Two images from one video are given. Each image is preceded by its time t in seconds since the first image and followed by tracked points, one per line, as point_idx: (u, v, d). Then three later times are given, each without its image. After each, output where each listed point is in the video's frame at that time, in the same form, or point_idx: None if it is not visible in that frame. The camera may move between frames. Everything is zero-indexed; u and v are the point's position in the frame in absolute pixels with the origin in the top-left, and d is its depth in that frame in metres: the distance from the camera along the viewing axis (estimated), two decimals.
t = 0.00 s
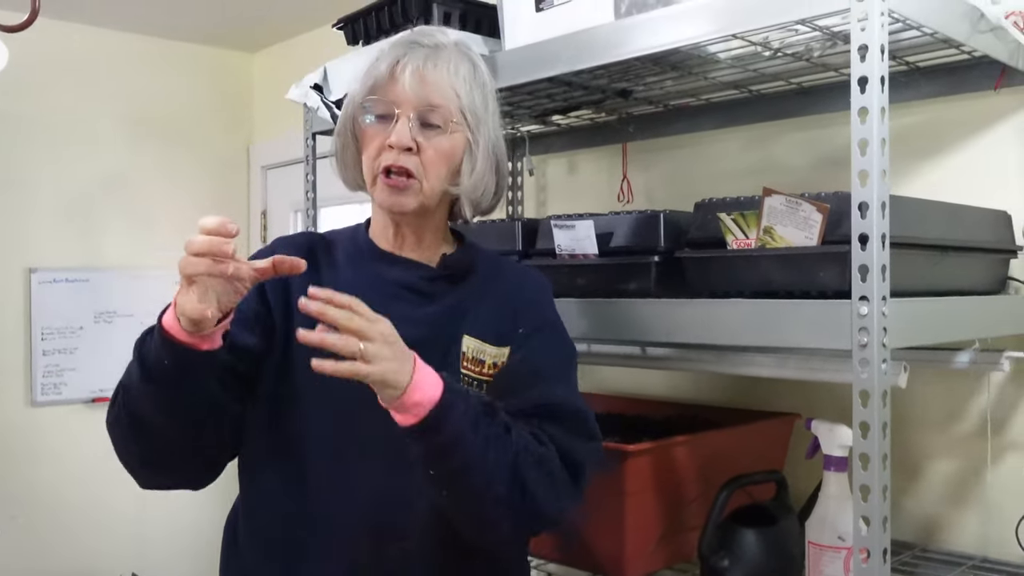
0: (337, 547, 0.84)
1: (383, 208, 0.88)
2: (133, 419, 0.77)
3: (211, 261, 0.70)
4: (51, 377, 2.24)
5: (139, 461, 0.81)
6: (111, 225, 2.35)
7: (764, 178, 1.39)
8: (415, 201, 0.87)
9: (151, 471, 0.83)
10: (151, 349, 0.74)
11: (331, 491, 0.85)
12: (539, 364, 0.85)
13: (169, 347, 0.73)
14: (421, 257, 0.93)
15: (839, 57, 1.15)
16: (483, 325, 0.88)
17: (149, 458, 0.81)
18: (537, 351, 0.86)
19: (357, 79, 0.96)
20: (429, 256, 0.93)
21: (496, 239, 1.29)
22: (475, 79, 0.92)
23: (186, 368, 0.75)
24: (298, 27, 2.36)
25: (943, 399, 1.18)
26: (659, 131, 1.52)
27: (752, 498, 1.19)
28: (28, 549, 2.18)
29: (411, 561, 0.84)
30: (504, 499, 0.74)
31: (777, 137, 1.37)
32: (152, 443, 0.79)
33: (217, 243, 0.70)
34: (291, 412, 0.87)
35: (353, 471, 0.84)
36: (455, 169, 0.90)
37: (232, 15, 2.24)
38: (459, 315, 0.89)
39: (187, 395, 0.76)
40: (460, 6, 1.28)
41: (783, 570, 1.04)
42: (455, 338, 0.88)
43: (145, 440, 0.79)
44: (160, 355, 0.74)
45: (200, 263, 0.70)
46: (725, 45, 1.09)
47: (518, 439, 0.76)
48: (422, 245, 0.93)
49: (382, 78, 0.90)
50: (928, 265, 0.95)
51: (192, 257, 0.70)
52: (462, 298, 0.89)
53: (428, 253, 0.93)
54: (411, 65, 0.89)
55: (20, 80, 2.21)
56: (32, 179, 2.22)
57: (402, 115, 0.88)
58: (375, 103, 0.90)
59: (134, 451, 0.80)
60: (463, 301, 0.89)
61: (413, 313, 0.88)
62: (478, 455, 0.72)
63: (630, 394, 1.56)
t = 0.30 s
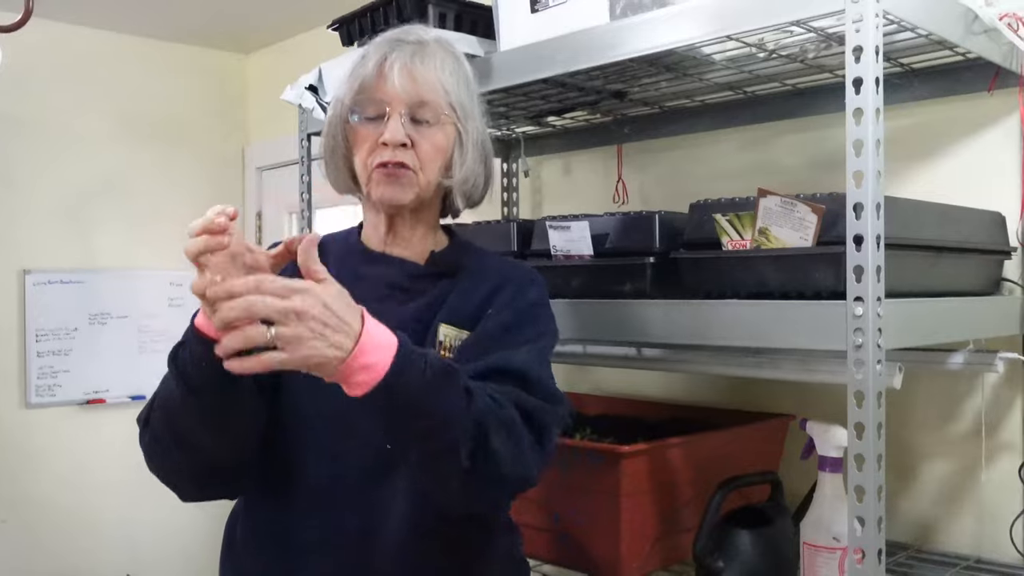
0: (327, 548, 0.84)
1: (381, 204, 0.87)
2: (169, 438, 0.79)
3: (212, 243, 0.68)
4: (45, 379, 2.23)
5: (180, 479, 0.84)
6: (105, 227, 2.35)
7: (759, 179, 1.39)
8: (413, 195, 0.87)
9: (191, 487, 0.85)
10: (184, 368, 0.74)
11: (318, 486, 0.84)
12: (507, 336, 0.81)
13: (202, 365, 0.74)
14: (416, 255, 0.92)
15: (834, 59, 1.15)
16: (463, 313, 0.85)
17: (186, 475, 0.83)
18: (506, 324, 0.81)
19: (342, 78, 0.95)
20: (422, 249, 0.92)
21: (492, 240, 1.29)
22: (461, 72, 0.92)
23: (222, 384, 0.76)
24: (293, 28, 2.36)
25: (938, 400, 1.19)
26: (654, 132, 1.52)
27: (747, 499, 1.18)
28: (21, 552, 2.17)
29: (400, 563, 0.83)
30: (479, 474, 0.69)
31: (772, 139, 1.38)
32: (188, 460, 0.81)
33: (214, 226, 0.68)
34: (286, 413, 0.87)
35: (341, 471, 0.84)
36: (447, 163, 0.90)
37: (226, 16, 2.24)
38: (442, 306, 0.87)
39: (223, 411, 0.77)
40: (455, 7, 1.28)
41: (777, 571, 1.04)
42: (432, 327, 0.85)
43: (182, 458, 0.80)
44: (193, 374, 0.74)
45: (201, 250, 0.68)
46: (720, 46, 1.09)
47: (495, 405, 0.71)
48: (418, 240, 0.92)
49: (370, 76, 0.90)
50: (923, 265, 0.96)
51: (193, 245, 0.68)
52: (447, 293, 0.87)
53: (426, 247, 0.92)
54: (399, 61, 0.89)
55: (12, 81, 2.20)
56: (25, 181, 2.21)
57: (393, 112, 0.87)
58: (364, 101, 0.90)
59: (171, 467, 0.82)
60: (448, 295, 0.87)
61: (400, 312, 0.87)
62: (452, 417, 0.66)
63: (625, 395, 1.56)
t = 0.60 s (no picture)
0: (324, 551, 0.83)
1: (383, 202, 0.86)
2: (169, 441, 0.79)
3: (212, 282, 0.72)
4: (39, 379, 2.22)
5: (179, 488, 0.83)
6: (99, 227, 2.33)
7: (757, 179, 1.39)
8: (415, 189, 0.86)
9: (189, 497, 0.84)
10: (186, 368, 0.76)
11: (314, 495, 0.84)
12: (512, 348, 0.80)
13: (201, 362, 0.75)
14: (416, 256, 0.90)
15: (832, 58, 1.14)
16: (461, 317, 0.84)
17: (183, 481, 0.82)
18: (511, 337, 0.80)
19: (328, 77, 0.93)
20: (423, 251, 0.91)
21: (489, 240, 1.28)
22: (452, 63, 0.92)
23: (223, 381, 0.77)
24: (289, 27, 2.35)
25: (936, 399, 1.18)
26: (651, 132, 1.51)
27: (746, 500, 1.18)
28: (15, 553, 2.16)
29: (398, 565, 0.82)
30: (471, 492, 0.69)
31: (770, 138, 1.37)
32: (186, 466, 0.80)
33: (216, 266, 0.72)
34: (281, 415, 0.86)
35: (337, 473, 0.83)
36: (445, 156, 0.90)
37: (221, 15, 2.23)
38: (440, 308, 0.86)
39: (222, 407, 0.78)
40: (452, 5, 1.28)
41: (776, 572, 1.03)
42: (432, 332, 0.85)
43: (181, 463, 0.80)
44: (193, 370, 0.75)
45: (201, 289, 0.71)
46: (718, 45, 1.08)
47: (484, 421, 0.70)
48: (420, 238, 0.91)
49: (360, 73, 0.89)
50: (922, 265, 0.95)
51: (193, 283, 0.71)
52: (446, 295, 0.87)
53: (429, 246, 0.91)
54: (389, 55, 0.88)
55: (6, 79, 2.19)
56: (18, 180, 2.20)
57: (388, 106, 0.87)
58: (355, 98, 0.89)
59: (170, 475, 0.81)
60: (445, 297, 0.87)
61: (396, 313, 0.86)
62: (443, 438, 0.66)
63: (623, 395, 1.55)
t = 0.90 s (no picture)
0: (324, 555, 0.83)
1: (382, 201, 0.86)
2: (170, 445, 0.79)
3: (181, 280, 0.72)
4: (36, 375, 2.21)
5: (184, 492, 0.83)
6: (96, 224, 2.33)
7: (756, 177, 1.39)
8: (415, 187, 0.87)
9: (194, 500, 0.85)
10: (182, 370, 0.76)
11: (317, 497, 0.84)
12: (512, 346, 0.79)
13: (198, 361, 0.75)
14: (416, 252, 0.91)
15: (831, 55, 1.14)
16: (461, 315, 0.84)
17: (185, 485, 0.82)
18: (511, 334, 0.80)
19: (316, 79, 0.93)
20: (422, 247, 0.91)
21: (487, 237, 1.28)
22: (440, 57, 0.92)
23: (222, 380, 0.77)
24: (288, 24, 2.34)
25: (934, 398, 1.18)
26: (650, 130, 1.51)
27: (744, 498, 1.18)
28: (12, 551, 2.15)
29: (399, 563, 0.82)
30: (476, 495, 0.69)
31: (769, 136, 1.37)
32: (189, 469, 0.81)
33: (182, 264, 0.72)
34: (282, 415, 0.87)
35: (339, 472, 0.83)
36: (438, 149, 0.90)
37: (220, 11, 2.22)
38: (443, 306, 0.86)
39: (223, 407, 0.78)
40: (451, 2, 1.27)
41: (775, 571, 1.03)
42: (432, 332, 0.84)
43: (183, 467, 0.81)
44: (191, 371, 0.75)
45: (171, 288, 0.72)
46: (717, 42, 1.08)
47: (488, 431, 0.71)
48: (419, 234, 0.91)
49: (350, 73, 0.88)
50: (921, 264, 0.95)
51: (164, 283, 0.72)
52: (446, 294, 0.86)
53: (428, 242, 0.91)
54: (379, 54, 0.88)
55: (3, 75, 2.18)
56: (16, 176, 2.19)
57: (381, 105, 0.87)
58: (347, 99, 0.88)
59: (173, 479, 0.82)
60: (447, 294, 0.86)
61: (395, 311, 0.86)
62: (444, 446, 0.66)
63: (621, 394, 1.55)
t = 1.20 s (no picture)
0: (326, 553, 0.83)
1: (383, 200, 0.86)
2: (175, 444, 0.80)
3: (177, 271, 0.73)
4: (37, 373, 2.21)
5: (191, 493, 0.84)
6: (96, 222, 2.33)
7: (757, 176, 1.39)
8: (414, 184, 0.87)
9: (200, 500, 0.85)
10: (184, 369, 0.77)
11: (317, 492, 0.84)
12: (511, 341, 0.79)
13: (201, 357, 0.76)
14: (416, 251, 0.91)
15: (833, 55, 1.14)
16: (460, 313, 0.84)
17: (191, 485, 0.83)
18: (511, 330, 0.80)
19: (308, 79, 0.93)
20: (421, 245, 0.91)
21: (488, 236, 1.28)
22: (433, 53, 0.93)
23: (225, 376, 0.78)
24: (289, 23, 2.34)
25: (934, 397, 1.18)
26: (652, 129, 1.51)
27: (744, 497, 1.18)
28: (13, 548, 2.16)
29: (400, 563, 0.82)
30: (477, 485, 0.69)
31: (770, 135, 1.37)
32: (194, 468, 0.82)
33: (185, 256, 0.73)
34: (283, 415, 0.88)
35: (340, 469, 0.83)
36: (435, 146, 0.90)
37: (221, 10, 2.22)
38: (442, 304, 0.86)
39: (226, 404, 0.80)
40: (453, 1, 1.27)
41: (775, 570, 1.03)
42: (432, 331, 0.85)
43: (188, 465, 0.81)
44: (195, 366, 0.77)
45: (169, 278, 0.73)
46: (719, 42, 1.08)
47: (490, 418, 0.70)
48: (419, 232, 0.91)
49: (344, 72, 0.88)
50: (922, 264, 0.95)
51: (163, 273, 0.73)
52: (445, 293, 0.87)
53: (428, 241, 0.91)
54: (372, 51, 0.88)
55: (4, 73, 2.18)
56: (17, 174, 2.19)
57: (376, 103, 0.87)
58: (342, 98, 0.88)
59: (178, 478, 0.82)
60: (447, 292, 0.87)
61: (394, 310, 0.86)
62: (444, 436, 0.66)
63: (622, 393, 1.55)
